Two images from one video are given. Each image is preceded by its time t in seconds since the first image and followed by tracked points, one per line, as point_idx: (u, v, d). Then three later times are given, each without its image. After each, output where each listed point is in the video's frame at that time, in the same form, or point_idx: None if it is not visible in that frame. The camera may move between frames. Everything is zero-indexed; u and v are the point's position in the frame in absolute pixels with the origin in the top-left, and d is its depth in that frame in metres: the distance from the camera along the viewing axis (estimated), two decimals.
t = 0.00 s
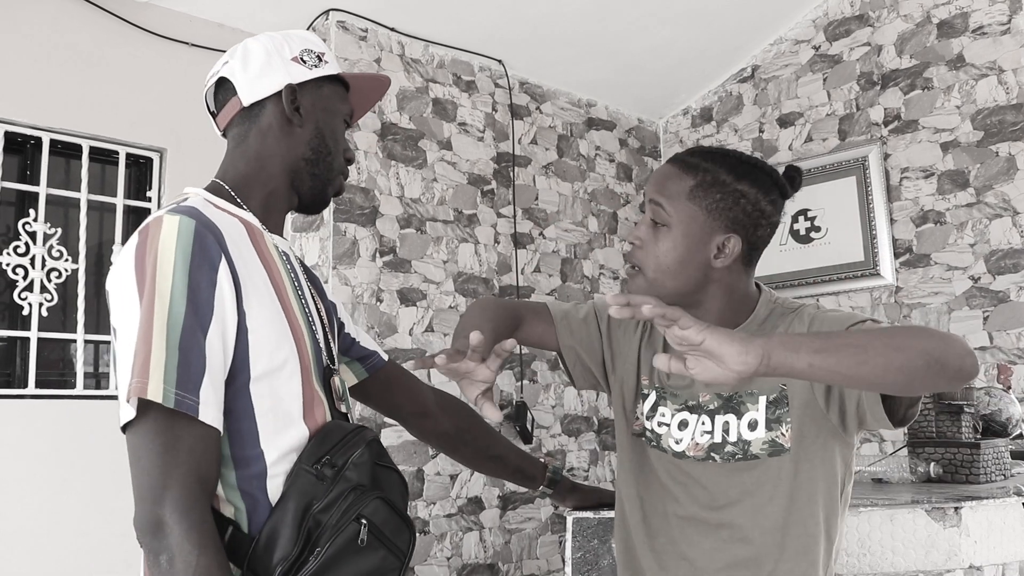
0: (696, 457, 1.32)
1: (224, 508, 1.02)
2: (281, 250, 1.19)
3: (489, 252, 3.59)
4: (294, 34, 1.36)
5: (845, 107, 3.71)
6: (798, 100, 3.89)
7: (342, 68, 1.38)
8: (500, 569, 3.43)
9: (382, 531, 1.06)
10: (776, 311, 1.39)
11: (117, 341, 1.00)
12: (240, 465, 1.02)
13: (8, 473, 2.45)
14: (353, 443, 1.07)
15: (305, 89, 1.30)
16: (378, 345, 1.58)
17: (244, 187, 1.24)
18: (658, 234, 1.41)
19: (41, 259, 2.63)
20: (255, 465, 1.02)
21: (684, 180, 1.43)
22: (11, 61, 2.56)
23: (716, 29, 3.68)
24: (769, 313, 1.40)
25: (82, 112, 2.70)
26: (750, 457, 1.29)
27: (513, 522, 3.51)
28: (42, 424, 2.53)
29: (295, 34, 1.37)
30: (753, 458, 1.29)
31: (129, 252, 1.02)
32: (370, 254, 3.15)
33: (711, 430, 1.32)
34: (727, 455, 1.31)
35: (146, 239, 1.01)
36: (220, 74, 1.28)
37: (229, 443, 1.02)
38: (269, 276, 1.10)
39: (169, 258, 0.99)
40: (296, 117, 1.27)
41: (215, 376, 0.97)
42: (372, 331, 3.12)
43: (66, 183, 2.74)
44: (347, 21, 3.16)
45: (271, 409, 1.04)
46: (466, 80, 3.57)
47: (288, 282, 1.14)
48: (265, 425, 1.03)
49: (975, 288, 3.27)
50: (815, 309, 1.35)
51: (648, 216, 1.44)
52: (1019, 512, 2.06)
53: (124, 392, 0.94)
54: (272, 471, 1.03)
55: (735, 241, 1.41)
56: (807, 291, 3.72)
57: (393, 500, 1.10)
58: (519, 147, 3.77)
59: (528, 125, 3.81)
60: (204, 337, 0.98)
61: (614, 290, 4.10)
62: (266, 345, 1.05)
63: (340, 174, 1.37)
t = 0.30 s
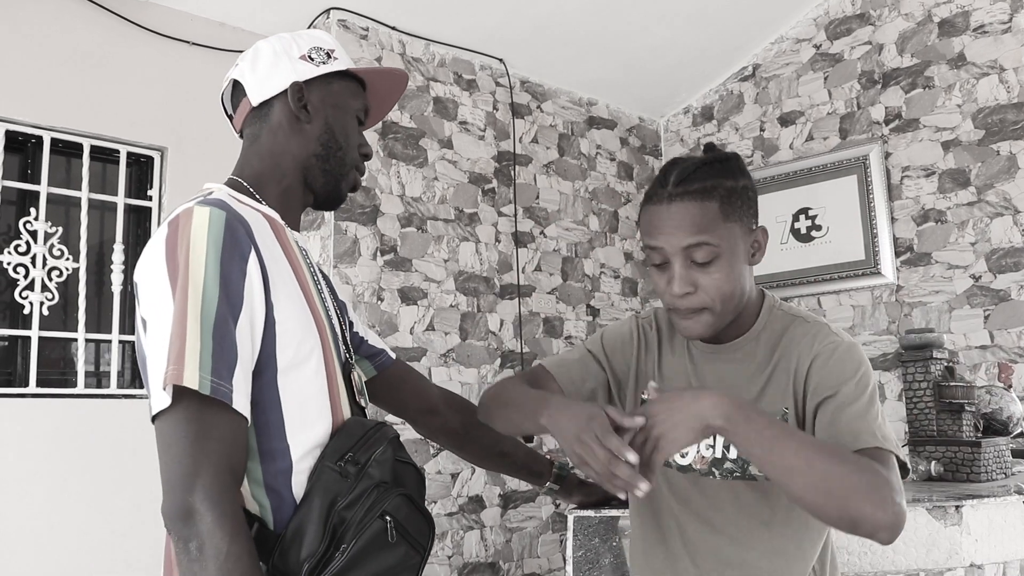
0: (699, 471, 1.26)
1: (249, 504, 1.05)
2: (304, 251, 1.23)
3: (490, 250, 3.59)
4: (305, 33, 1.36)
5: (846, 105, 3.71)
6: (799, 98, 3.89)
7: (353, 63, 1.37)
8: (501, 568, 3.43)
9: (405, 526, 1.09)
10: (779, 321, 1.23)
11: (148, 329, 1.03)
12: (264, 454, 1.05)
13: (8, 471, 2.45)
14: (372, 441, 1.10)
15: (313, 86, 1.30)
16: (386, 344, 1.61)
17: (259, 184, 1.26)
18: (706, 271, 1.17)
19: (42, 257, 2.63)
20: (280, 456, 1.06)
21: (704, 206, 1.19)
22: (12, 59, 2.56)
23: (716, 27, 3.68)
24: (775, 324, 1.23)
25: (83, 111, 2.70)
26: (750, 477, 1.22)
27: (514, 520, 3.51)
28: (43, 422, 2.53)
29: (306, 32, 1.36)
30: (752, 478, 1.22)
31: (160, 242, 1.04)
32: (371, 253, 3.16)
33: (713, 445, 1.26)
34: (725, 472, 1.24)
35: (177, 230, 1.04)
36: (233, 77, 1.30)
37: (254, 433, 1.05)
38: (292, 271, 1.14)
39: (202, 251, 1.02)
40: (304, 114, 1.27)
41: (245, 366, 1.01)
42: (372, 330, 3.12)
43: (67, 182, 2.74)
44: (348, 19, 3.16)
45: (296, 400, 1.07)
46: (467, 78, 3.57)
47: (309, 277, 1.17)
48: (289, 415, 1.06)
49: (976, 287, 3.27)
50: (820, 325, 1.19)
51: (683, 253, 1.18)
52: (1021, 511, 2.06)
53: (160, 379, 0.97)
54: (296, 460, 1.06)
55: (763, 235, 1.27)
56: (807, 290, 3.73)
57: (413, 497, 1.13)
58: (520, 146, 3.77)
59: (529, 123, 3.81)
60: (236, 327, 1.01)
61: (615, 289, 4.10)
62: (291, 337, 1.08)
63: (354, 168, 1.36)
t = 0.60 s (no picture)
0: (700, 472, 1.40)
1: (257, 501, 1.05)
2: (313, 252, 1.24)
3: (490, 250, 3.59)
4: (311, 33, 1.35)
5: (846, 105, 3.71)
6: (799, 98, 3.89)
7: (358, 59, 1.35)
8: (502, 568, 3.43)
9: (409, 521, 1.10)
10: (776, 326, 1.40)
11: (161, 332, 1.04)
12: (274, 456, 1.05)
13: (10, 471, 2.45)
14: (379, 439, 1.10)
15: (313, 88, 1.29)
16: (395, 344, 1.62)
17: (268, 186, 1.27)
18: (663, 229, 1.45)
19: (42, 258, 2.63)
20: (288, 455, 1.05)
21: (678, 175, 1.49)
22: (12, 59, 2.56)
23: (717, 27, 3.68)
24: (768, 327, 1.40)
25: (84, 111, 2.70)
26: (745, 481, 1.35)
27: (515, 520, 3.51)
28: (45, 422, 2.53)
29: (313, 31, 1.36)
30: (748, 482, 1.35)
31: (174, 246, 1.04)
32: (372, 253, 3.16)
33: (712, 448, 1.38)
34: (723, 476, 1.38)
35: (190, 235, 1.04)
36: (244, 85, 1.33)
37: (266, 435, 1.05)
38: (301, 273, 1.14)
39: (213, 255, 1.02)
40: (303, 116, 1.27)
41: (256, 367, 1.01)
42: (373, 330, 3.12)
43: (68, 182, 2.74)
44: (348, 19, 3.16)
45: (307, 401, 1.07)
46: (467, 78, 3.57)
47: (317, 279, 1.17)
48: (300, 417, 1.06)
49: (977, 286, 3.27)
50: (825, 334, 1.35)
51: (645, 216, 1.48)
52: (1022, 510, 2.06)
53: (173, 383, 0.97)
54: (304, 459, 1.06)
55: (730, 230, 1.45)
56: (808, 289, 3.73)
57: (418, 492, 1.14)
58: (521, 146, 3.77)
59: (530, 123, 3.81)
60: (247, 330, 1.01)
61: (616, 288, 4.11)
62: (301, 340, 1.08)
63: (363, 165, 1.34)
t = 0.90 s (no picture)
0: (711, 456, 1.43)
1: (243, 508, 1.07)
2: (304, 264, 1.27)
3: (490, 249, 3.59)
4: (315, 49, 1.36)
5: (846, 104, 3.71)
6: (799, 96, 3.89)
7: (358, 78, 1.36)
8: (503, 568, 3.43)
9: (389, 531, 1.09)
10: (788, 317, 1.46)
11: (153, 344, 1.06)
12: (263, 466, 1.07)
13: (10, 472, 2.45)
14: (360, 450, 1.11)
15: (309, 107, 1.31)
16: (385, 351, 1.61)
17: (260, 199, 1.30)
18: (681, 223, 1.51)
19: (42, 258, 2.63)
20: (276, 464, 1.08)
21: (694, 170, 1.55)
22: (12, 60, 2.56)
23: (716, 26, 3.67)
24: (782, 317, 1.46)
25: (83, 112, 2.70)
26: (763, 462, 1.39)
27: (516, 520, 3.51)
28: (45, 423, 2.53)
29: (318, 48, 1.37)
30: (766, 463, 1.39)
31: (165, 260, 1.07)
32: (372, 253, 3.16)
33: (728, 430, 1.42)
34: (740, 458, 1.41)
35: (181, 249, 1.07)
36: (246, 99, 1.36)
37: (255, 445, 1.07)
38: (289, 285, 1.17)
39: (204, 268, 1.05)
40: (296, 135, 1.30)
41: (246, 378, 1.03)
42: (373, 330, 3.12)
43: (68, 183, 2.74)
44: (348, 19, 3.16)
45: (296, 411, 1.10)
46: (467, 78, 3.57)
47: (305, 289, 1.20)
48: (289, 427, 1.09)
49: (977, 284, 3.27)
50: (834, 321, 1.42)
51: (662, 211, 1.54)
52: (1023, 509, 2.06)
53: (164, 393, 1.00)
54: (291, 467, 1.09)
55: (746, 226, 1.51)
56: (808, 288, 3.73)
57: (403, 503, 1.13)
58: (521, 145, 3.77)
59: (529, 123, 3.81)
60: (236, 341, 1.04)
61: (616, 287, 4.10)
62: (290, 350, 1.11)
63: (356, 183, 1.35)
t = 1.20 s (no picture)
0: (711, 436, 1.45)
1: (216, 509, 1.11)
2: (288, 273, 1.29)
3: (490, 249, 3.59)
4: (329, 68, 1.37)
5: (846, 103, 3.72)
6: (798, 96, 3.89)
7: (362, 103, 1.35)
8: (502, 567, 3.44)
9: (354, 535, 1.12)
10: (796, 312, 1.48)
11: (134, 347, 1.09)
12: (235, 471, 1.10)
13: (9, 472, 2.45)
14: (334, 456, 1.14)
15: (309, 126, 1.33)
16: (377, 353, 1.65)
17: (249, 210, 1.32)
18: (680, 233, 1.52)
19: (41, 258, 2.63)
20: (247, 470, 1.11)
21: (688, 178, 1.56)
22: (12, 59, 2.56)
23: (715, 25, 3.67)
24: (790, 312, 1.48)
25: (83, 112, 2.70)
26: (763, 442, 1.40)
27: (515, 519, 3.51)
28: (45, 422, 2.53)
29: (332, 66, 1.37)
30: (765, 443, 1.40)
31: (147, 269, 1.10)
32: (371, 252, 3.16)
33: (730, 411, 1.43)
34: (740, 438, 1.42)
35: (163, 259, 1.10)
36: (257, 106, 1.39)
37: (229, 450, 1.10)
38: (269, 295, 1.19)
39: (182, 277, 1.07)
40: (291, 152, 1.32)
41: (220, 386, 1.06)
42: (373, 329, 3.12)
43: (67, 182, 2.74)
44: (348, 19, 3.16)
45: (270, 420, 1.12)
46: (467, 78, 3.57)
47: (286, 298, 1.22)
48: (262, 435, 1.11)
49: (976, 283, 3.27)
50: (844, 314, 1.43)
51: (660, 221, 1.56)
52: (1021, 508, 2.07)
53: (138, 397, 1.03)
54: (264, 474, 1.11)
55: (744, 232, 1.51)
56: (807, 287, 3.73)
57: (370, 508, 1.17)
58: (520, 145, 3.77)
59: (529, 122, 3.81)
60: (211, 351, 1.06)
61: (616, 287, 4.11)
62: (267, 359, 1.13)
63: (345, 207, 1.36)
